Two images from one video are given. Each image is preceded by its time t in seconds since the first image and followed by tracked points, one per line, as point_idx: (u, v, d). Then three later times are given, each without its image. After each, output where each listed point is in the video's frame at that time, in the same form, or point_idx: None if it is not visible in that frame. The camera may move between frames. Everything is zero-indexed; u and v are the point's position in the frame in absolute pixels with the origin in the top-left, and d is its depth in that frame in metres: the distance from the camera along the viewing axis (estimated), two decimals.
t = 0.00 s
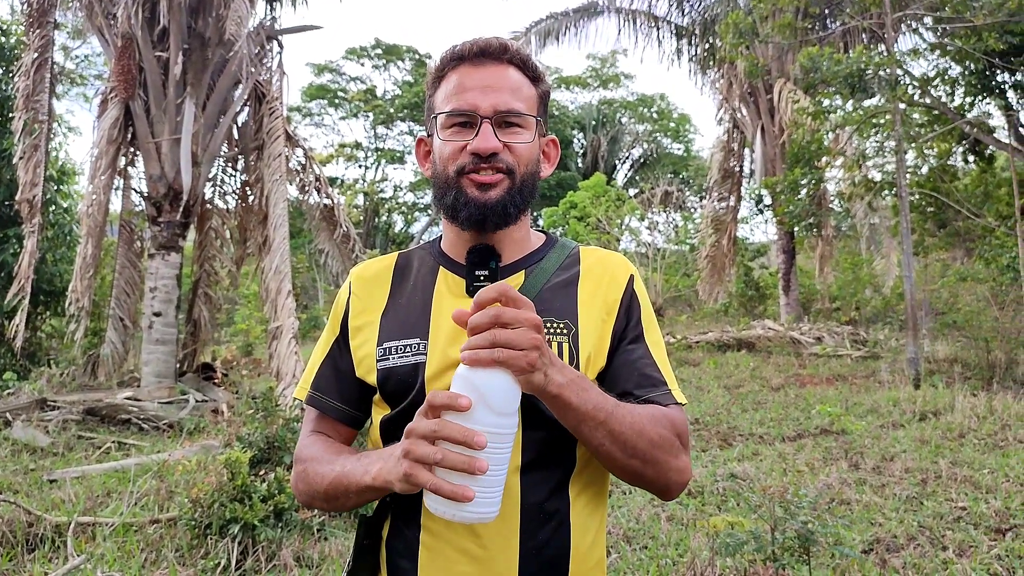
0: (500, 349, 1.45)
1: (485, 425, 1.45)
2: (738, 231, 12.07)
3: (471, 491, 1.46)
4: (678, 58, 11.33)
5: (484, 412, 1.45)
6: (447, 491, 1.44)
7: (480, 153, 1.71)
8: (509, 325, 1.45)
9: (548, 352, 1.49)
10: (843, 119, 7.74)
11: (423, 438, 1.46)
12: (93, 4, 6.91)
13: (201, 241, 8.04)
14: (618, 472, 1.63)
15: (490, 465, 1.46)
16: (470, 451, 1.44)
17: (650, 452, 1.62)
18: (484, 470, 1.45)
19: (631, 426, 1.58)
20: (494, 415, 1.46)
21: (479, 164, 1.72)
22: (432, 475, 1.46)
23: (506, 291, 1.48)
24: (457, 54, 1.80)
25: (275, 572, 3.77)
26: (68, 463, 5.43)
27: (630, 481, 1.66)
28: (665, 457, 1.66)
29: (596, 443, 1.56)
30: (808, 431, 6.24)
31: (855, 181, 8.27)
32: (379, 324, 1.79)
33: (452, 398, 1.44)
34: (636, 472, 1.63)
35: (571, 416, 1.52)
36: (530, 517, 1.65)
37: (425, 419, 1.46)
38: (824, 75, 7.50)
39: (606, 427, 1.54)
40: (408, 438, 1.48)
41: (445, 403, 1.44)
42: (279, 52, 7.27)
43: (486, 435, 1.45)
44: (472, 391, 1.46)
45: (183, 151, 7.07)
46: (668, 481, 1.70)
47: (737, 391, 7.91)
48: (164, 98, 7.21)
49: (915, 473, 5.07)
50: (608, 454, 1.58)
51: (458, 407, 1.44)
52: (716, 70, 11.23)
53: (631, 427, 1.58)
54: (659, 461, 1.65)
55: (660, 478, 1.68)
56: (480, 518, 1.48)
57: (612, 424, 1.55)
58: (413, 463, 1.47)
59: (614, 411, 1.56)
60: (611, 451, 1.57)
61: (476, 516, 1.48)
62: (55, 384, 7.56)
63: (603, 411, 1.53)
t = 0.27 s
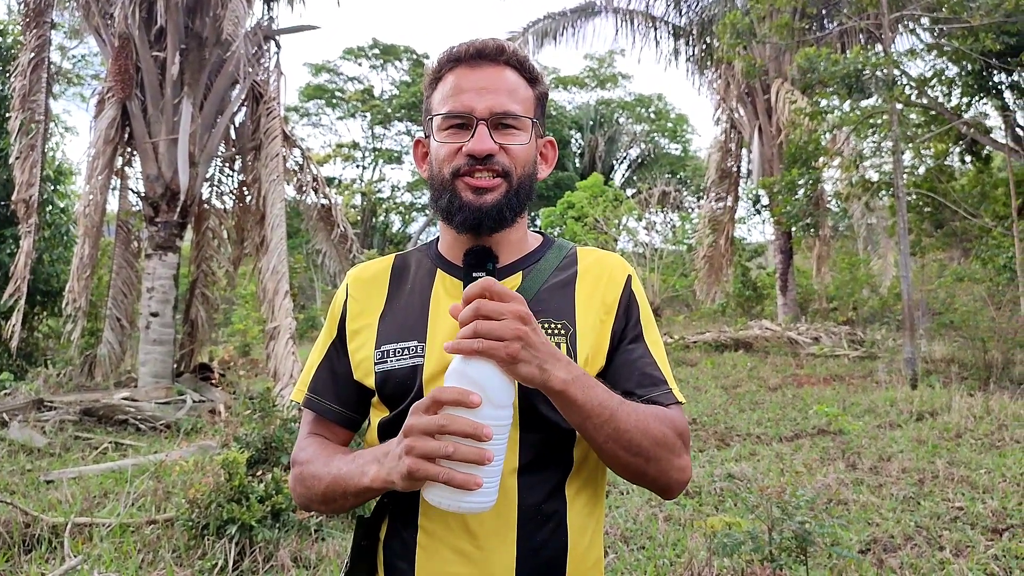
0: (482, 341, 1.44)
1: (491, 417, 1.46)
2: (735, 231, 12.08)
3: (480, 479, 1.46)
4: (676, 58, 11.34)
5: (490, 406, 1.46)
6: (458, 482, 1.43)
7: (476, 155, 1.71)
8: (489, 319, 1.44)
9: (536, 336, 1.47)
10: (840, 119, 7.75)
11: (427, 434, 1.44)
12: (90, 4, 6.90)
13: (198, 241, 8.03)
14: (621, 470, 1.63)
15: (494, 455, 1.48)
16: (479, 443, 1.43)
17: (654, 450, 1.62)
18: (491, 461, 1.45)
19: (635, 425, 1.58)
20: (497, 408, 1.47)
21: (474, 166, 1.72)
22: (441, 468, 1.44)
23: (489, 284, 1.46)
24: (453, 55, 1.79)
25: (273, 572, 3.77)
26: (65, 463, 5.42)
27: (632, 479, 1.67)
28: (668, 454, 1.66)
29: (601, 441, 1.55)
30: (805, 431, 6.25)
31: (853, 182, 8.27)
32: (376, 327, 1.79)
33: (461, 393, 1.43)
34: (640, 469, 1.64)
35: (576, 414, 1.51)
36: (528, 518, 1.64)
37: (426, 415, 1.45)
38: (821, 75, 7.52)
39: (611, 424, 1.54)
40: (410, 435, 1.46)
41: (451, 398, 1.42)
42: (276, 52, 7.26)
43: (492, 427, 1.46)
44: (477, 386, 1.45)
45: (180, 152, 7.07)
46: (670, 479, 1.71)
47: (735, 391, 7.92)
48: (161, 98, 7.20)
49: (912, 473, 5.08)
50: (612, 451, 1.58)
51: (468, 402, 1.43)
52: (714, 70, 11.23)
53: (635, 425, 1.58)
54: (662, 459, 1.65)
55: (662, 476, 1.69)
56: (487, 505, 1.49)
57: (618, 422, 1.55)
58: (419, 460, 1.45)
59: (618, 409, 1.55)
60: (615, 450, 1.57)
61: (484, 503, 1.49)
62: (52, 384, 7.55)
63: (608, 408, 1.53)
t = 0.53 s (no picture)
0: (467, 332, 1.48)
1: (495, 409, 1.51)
2: (734, 232, 12.08)
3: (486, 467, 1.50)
4: (675, 59, 11.34)
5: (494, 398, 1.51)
6: (467, 471, 1.46)
7: (475, 160, 1.72)
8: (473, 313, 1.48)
9: (525, 330, 1.47)
10: (839, 120, 7.75)
11: (435, 428, 1.46)
12: (89, 5, 6.90)
13: (196, 242, 8.03)
14: (617, 471, 1.62)
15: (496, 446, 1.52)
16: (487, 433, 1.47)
17: (651, 450, 1.62)
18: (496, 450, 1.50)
19: (634, 425, 1.57)
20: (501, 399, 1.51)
21: (474, 171, 1.73)
22: (450, 458, 1.47)
23: (483, 278, 1.49)
24: (452, 59, 1.79)
25: (271, 574, 3.77)
26: (63, 464, 5.42)
27: (628, 481, 1.66)
28: (664, 455, 1.65)
29: (599, 441, 1.55)
30: (803, 432, 6.25)
31: (851, 183, 8.27)
32: (374, 329, 1.79)
33: (469, 388, 1.45)
34: (637, 470, 1.63)
35: (575, 413, 1.51)
36: (526, 521, 1.65)
37: (433, 409, 1.46)
38: (820, 76, 7.53)
39: (610, 424, 1.54)
40: (415, 429, 1.47)
41: (460, 392, 1.45)
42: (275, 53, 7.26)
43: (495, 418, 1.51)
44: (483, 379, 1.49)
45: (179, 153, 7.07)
46: (666, 482, 1.70)
47: (733, 392, 7.92)
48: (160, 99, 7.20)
49: (910, 474, 5.08)
50: (610, 452, 1.57)
51: (476, 395, 1.45)
52: (712, 71, 11.23)
53: (634, 425, 1.57)
54: (658, 460, 1.64)
55: (658, 478, 1.68)
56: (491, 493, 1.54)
57: (617, 422, 1.54)
58: (427, 452, 1.47)
59: (617, 408, 1.55)
60: (612, 450, 1.57)
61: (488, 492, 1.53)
62: (50, 385, 7.55)
63: (608, 408, 1.53)
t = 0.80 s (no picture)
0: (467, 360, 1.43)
1: (465, 423, 1.44)
2: (733, 232, 12.09)
3: (445, 481, 1.45)
4: (674, 59, 11.35)
5: (467, 410, 1.44)
6: (423, 476, 1.45)
7: (469, 163, 1.73)
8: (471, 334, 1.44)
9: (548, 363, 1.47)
10: (838, 121, 7.75)
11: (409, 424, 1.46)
12: (88, 5, 6.90)
13: (196, 241, 8.03)
14: (606, 478, 1.65)
15: (465, 464, 1.45)
16: (448, 444, 1.43)
17: (639, 459, 1.63)
18: (458, 466, 1.44)
19: (622, 435, 1.59)
20: (476, 414, 1.44)
21: (468, 174, 1.75)
22: (412, 459, 1.46)
23: (495, 314, 1.44)
24: (448, 60, 1.80)
25: (270, 573, 3.77)
26: (63, 464, 5.42)
27: (618, 487, 1.68)
28: (653, 463, 1.67)
29: (587, 451, 1.57)
30: (802, 432, 6.25)
31: (850, 183, 8.28)
32: (373, 329, 1.79)
33: (444, 391, 1.43)
34: (625, 477, 1.65)
35: (565, 425, 1.52)
36: (524, 520, 1.65)
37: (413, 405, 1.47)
38: (819, 77, 7.54)
39: (599, 436, 1.55)
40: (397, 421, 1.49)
41: (434, 394, 1.43)
42: (274, 53, 7.27)
43: (465, 433, 1.44)
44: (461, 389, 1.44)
45: (179, 152, 7.07)
46: (655, 488, 1.72)
47: (732, 392, 7.92)
48: (159, 99, 7.20)
49: (909, 474, 5.08)
50: (599, 461, 1.59)
51: (447, 401, 1.43)
52: (712, 71, 11.24)
53: (622, 436, 1.59)
54: (647, 468, 1.66)
55: (647, 485, 1.70)
56: (454, 512, 1.48)
57: (605, 434, 1.56)
58: (396, 446, 1.48)
59: (606, 420, 1.56)
60: (602, 459, 1.58)
61: (449, 507, 1.48)
62: (50, 385, 7.55)
63: (597, 420, 1.54)
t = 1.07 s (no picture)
0: (447, 342, 1.49)
1: (483, 417, 1.48)
2: (731, 232, 12.10)
3: (466, 475, 1.47)
4: (672, 59, 11.35)
5: (482, 405, 1.48)
6: (446, 474, 1.46)
7: (460, 164, 1.73)
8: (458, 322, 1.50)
9: (529, 342, 1.46)
10: (836, 121, 7.75)
11: (418, 426, 1.46)
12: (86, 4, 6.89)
13: (194, 241, 8.02)
14: (614, 475, 1.64)
15: (482, 456, 1.49)
16: (470, 439, 1.46)
17: (647, 455, 1.63)
18: (479, 459, 1.48)
19: (630, 431, 1.58)
20: (490, 408, 1.48)
21: (459, 175, 1.73)
22: (431, 459, 1.46)
23: (477, 301, 1.48)
24: (439, 61, 1.80)
25: (268, 573, 3.77)
26: (60, 464, 5.42)
27: (624, 483, 1.67)
28: (661, 460, 1.65)
29: (595, 447, 1.56)
30: (800, 432, 6.25)
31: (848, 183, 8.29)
32: (370, 328, 1.79)
33: (458, 389, 1.45)
34: (633, 474, 1.64)
35: (573, 420, 1.52)
36: (520, 520, 1.64)
37: (419, 407, 1.46)
38: (817, 77, 7.55)
39: (607, 431, 1.55)
40: (399, 425, 1.48)
41: (448, 393, 1.45)
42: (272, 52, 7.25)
43: (481, 426, 1.48)
44: (471, 383, 1.47)
45: (176, 152, 7.06)
46: (663, 484, 1.71)
47: (730, 392, 7.92)
48: (157, 99, 7.20)
49: (907, 474, 5.09)
50: (606, 458, 1.59)
51: (463, 399, 1.45)
52: (710, 71, 11.24)
53: (630, 432, 1.58)
54: (655, 464, 1.65)
55: (655, 482, 1.69)
56: (470, 504, 1.51)
57: (613, 429, 1.55)
58: (408, 450, 1.47)
59: (613, 416, 1.56)
60: (609, 455, 1.58)
61: (467, 500, 1.50)
62: (47, 384, 7.54)
63: (605, 415, 1.54)
